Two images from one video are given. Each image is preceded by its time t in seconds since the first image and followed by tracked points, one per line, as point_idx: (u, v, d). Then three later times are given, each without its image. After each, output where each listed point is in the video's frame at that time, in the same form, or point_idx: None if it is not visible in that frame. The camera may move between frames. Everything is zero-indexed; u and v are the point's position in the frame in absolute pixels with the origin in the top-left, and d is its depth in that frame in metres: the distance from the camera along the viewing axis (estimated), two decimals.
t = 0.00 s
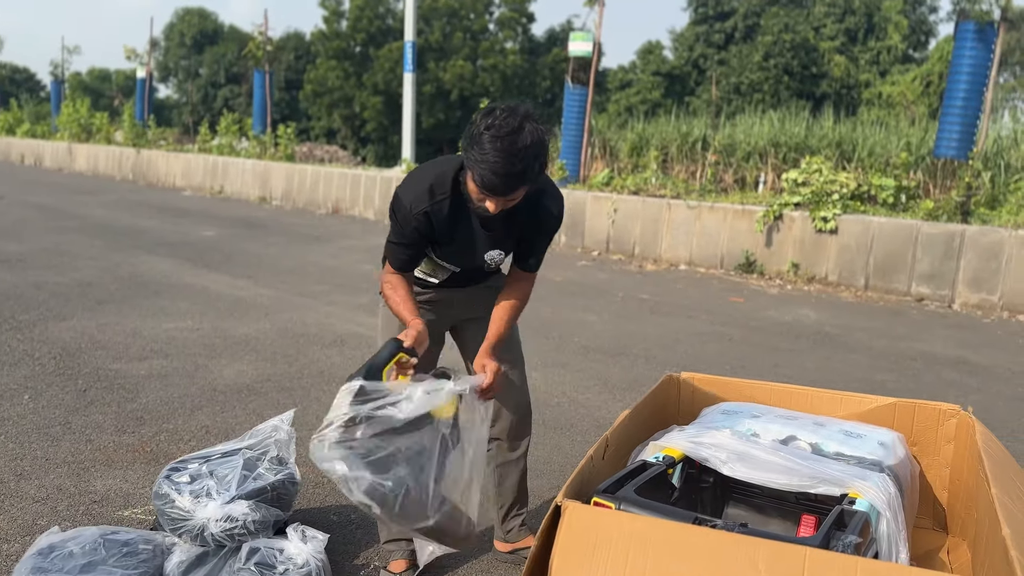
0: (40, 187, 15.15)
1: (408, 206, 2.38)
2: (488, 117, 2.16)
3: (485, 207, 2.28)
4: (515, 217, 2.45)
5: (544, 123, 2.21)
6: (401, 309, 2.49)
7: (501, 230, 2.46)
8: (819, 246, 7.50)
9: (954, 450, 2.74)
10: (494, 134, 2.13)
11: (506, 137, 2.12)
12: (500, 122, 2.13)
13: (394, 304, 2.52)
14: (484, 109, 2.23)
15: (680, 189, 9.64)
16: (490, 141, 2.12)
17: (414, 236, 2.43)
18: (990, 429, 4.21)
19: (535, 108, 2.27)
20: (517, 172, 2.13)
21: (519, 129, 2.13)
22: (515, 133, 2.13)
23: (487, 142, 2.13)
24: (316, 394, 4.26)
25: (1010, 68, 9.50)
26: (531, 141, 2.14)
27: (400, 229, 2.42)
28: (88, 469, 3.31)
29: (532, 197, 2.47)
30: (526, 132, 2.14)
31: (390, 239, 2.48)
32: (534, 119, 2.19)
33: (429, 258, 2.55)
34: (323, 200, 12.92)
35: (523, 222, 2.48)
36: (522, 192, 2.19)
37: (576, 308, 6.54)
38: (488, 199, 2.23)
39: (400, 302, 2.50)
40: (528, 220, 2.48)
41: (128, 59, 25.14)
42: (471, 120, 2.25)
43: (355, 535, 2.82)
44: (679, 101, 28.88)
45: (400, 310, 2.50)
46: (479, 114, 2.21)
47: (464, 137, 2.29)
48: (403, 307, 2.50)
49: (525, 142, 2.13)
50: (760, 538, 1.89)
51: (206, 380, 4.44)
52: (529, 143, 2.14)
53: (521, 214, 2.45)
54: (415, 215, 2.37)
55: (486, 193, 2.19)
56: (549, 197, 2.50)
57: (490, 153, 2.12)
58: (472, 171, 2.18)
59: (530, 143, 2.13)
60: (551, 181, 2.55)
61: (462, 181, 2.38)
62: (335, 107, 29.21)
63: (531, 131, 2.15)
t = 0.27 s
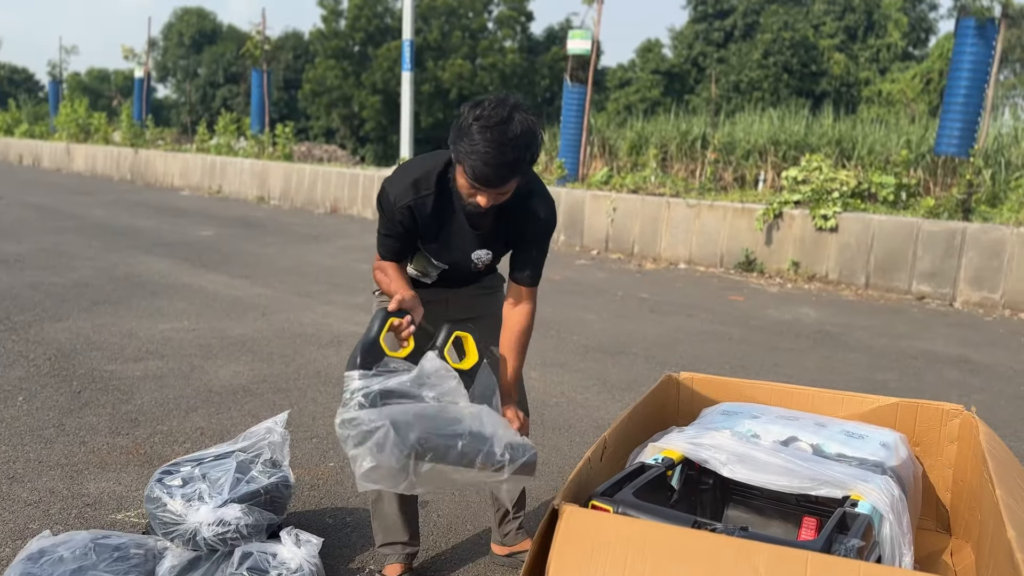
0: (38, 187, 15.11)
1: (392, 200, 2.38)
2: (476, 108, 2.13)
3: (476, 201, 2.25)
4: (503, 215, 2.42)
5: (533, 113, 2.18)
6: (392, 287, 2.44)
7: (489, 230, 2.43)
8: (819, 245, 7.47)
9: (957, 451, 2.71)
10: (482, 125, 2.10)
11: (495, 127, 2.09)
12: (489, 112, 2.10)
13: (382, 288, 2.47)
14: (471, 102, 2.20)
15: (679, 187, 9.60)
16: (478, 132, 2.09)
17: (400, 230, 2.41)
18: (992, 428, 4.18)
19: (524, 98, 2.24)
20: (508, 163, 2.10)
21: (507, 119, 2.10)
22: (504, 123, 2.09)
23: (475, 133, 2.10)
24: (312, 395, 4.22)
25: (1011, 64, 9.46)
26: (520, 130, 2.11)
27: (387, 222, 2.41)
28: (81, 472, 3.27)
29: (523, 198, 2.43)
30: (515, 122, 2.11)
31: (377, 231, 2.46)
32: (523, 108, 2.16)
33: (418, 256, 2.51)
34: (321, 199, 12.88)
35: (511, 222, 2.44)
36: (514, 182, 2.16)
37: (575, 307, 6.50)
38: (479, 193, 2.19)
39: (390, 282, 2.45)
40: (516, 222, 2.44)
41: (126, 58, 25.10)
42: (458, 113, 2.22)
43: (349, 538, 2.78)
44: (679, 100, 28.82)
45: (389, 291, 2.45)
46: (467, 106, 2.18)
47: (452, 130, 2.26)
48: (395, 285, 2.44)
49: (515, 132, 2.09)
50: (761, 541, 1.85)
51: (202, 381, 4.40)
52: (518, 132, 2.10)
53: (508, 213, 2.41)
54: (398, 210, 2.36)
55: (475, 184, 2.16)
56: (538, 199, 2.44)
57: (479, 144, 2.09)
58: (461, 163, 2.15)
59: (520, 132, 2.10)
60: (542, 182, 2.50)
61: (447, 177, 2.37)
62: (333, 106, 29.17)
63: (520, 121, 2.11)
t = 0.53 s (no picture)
0: (36, 187, 15.06)
1: (381, 196, 2.34)
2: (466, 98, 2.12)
3: (471, 196, 2.20)
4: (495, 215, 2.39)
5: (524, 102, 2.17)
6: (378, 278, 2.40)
7: (480, 227, 2.40)
8: (820, 244, 7.42)
9: (960, 453, 2.66)
10: (474, 112, 2.08)
11: (487, 114, 2.06)
12: (480, 99, 2.08)
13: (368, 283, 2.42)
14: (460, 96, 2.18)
15: (679, 186, 9.55)
16: (470, 119, 2.07)
17: (389, 226, 2.37)
18: (995, 430, 4.13)
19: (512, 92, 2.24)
20: (502, 148, 2.06)
21: (500, 105, 2.08)
22: (495, 110, 2.08)
23: (467, 120, 2.08)
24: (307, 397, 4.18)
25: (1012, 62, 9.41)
26: (512, 116, 2.09)
27: (375, 217, 2.37)
28: (72, 475, 3.22)
29: (515, 196, 2.39)
30: (507, 109, 2.09)
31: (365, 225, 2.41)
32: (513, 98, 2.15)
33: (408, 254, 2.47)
34: (320, 199, 12.83)
35: (503, 221, 2.41)
36: (508, 171, 2.12)
37: (574, 307, 6.45)
38: (474, 185, 2.14)
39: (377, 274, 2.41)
40: (508, 220, 2.41)
41: (124, 58, 25.06)
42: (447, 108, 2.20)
43: (343, 543, 2.74)
44: (679, 99, 28.76)
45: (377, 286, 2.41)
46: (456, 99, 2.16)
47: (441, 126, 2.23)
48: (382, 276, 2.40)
49: (508, 118, 2.07)
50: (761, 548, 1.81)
51: (196, 382, 4.36)
52: (510, 118, 2.08)
53: (500, 212, 2.39)
54: (387, 206, 2.33)
55: (470, 174, 2.11)
56: (533, 200, 2.41)
57: (472, 130, 2.06)
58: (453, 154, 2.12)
59: (512, 119, 2.08)
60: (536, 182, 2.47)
61: (438, 173, 2.33)
62: (333, 105, 29.12)
63: (512, 108, 2.10)
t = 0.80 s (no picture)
0: (35, 188, 15.04)
1: (366, 191, 2.33)
2: (460, 93, 2.13)
3: (466, 192, 2.16)
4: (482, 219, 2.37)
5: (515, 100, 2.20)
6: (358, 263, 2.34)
7: (466, 231, 2.37)
8: (820, 243, 7.38)
9: (961, 456, 2.62)
10: (469, 104, 2.08)
11: (482, 104, 2.08)
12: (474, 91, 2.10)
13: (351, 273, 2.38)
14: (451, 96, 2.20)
15: (679, 186, 9.51)
16: (467, 110, 2.07)
17: (373, 223, 2.35)
18: (997, 431, 4.09)
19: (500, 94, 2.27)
20: (501, 136, 2.06)
21: (494, 96, 2.10)
22: (491, 101, 2.10)
23: (463, 110, 2.08)
24: (302, 399, 4.14)
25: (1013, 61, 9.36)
26: (507, 108, 2.10)
27: (360, 213, 2.36)
28: (63, 478, 3.19)
29: (502, 200, 2.36)
30: (502, 101, 2.11)
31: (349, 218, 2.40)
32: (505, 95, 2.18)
33: (395, 252, 2.44)
34: (319, 200, 12.80)
35: (490, 225, 2.38)
36: (506, 163, 2.11)
37: (572, 308, 6.42)
38: (472, 178, 2.11)
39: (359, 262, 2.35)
40: (496, 224, 2.38)
41: (124, 58, 25.04)
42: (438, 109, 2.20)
43: (336, 548, 2.71)
44: (679, 99, 28.72)
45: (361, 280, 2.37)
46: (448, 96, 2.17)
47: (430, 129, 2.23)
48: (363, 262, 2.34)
49: (504, 109, 2.09)
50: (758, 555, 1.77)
51: (191, 384, 4.32)
52: (506, 109, 2.10)
53: (486, 215, 2.36)
54: (371, 201, 2.31)
55: (468, 166, 2.09)
56: (521, 205, 2.38)
57: (471, 119, 2.05)
58: (450, 145, 2.09)
59: (507, 110, 2.10)
60: (525, 187, 2.44)
61: (424, 171, 2.31)
62: (333, 106, 29.10)
63: (506, 101, 2.12)
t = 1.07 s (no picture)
0: (36, 188, 15.04)
1: (359, 192, 2.34)
2: (445, 88, 2.13)
3: (448, 188, 2.15)
4: (476, 217, 2.34)
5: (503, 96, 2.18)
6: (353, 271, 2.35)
7: (461, 230, 2.35)
8: (820, 245, 7.35)
9: (961, 460, 2.59)
10: (452, 98, 2.08)
11: (465, 98, 2.07)
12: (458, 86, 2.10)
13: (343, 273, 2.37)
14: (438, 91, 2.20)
15: (680, 187, 9.49)
16: (448, 105, 2.07)
17: (367, 222, 2.35)
18: (998, 434, 4.06)
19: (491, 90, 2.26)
20: (481, 132, 2.04)
21: (478, 92, 2.09)
22: (474, 96, 2.08)
23: (445, 105, 2.08)
24: (299, 401, 4.13)
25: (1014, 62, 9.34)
26: (491, 104, 2.09)
27: (353, 213, 2.36)
28: (58, 481, 3.17)
29: (496, 197, 2.34)
30: (486, 97, 2.10)
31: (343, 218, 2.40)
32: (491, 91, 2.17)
33: (389, 253, 2.42)
34: (319, 201, 12.79)
35: (484, 221, 2.37)
36: (486, 158, 2.09)
37: (572, 309, 6.40)
38: (452, 173, 2.11)
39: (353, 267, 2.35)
40: (491, 221, 2.37)
41: (125, 58, 25.07)
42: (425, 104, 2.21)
43: (331, 552, 2.69)
44: (681, 100, 28.71)
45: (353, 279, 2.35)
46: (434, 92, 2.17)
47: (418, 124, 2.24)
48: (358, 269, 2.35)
49: (486, 105, 2.08)
50: (756, 560, 1.75)
51: (188, 386, 4.30)
52: (488, 105, 2.08)
53: (480, 213, 2.33)
54: (364, 201, 2.32)
55: (447, 160, 2.09)
56: (515, 198, 2.37)
57: (450, 114, 2.05)
58: (431, 139, 2.09)
59: (490, 105, 2.08)
60: (519, 182, 2.42)
61: (416, 170, 2.31)
62: (334, 107, 29.10)
63: (490, 97, 2.11)
